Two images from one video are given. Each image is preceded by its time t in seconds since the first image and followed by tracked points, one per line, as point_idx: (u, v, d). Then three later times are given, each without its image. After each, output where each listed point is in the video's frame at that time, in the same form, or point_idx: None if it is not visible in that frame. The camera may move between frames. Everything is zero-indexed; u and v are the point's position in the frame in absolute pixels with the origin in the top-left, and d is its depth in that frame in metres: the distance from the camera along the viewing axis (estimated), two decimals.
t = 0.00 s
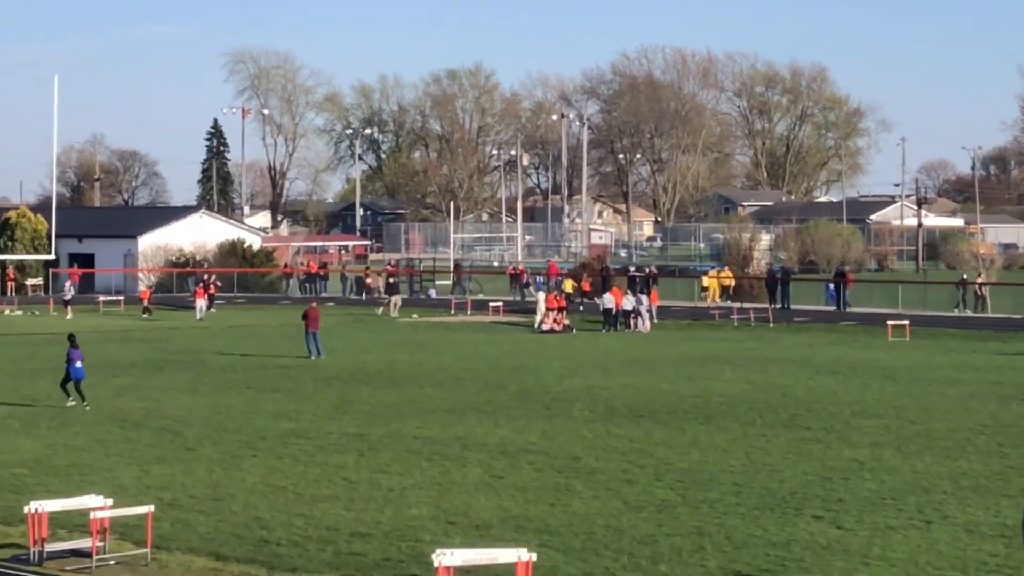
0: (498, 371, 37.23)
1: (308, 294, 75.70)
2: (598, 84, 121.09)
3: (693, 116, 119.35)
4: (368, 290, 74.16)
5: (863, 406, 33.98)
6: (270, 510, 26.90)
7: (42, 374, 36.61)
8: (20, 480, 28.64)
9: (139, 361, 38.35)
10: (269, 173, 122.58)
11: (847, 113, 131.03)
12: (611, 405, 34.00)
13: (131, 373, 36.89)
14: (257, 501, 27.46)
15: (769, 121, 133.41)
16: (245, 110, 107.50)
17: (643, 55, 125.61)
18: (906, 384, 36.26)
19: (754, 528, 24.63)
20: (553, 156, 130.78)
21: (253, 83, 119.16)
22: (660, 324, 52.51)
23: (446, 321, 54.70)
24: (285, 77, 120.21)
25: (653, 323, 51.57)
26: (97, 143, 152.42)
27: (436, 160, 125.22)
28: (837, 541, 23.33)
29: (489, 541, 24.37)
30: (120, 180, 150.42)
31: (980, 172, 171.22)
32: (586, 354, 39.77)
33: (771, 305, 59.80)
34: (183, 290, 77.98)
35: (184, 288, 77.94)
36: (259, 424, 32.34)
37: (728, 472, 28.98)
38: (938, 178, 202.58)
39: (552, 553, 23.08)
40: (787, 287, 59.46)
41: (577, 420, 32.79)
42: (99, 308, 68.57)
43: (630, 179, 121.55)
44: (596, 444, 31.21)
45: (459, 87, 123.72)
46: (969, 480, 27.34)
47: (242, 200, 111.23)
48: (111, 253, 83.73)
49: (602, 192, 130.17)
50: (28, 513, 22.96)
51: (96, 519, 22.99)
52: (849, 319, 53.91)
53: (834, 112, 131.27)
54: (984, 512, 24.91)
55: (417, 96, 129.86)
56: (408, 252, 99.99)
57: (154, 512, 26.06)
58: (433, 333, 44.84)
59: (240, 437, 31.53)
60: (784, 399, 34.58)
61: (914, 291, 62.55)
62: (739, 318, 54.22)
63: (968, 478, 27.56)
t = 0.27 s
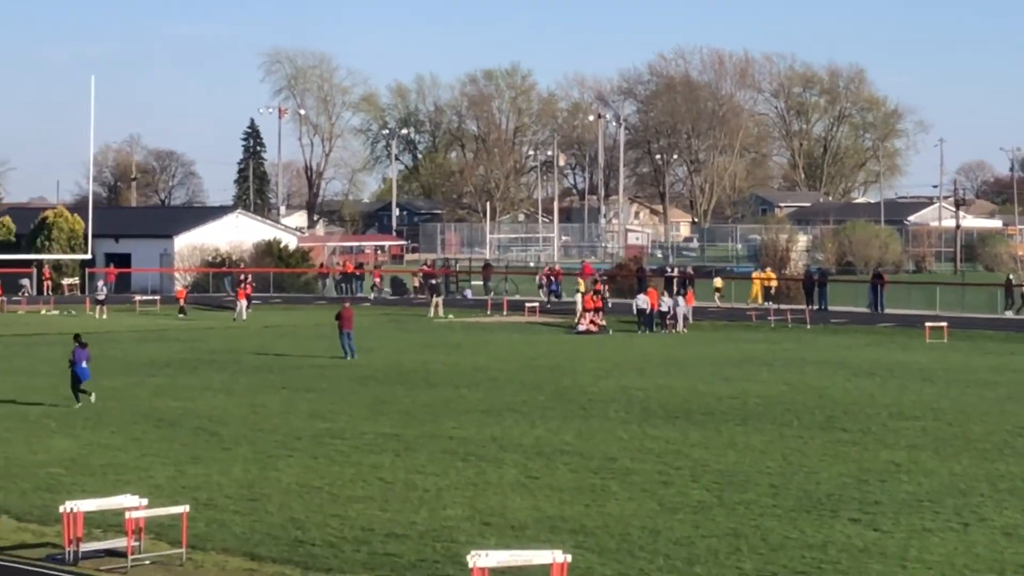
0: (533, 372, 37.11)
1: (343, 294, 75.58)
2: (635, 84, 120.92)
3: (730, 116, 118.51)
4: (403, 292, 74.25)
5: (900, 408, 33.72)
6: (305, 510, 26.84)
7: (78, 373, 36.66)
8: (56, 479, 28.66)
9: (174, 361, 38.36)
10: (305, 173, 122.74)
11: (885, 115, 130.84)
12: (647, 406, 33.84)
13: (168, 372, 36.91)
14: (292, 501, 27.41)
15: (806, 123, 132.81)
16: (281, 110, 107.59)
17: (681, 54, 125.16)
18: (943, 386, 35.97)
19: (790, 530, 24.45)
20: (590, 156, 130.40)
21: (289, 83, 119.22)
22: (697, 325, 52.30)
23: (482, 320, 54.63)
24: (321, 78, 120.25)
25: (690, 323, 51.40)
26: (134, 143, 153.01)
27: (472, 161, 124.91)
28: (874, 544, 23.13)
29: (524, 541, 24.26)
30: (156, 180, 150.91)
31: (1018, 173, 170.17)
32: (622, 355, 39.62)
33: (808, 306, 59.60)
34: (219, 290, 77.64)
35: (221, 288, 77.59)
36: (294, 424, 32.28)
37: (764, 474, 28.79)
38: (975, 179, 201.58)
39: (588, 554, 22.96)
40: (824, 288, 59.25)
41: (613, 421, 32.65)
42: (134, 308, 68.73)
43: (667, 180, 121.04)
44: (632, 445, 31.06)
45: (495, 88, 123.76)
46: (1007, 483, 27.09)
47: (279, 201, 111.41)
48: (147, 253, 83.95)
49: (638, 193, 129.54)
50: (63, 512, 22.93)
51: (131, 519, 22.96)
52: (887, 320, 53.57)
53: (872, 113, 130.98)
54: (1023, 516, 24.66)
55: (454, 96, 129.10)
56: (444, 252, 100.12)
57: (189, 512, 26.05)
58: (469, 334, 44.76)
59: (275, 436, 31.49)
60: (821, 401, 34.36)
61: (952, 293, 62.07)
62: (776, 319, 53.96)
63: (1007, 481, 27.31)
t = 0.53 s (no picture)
0: (569, 379, 37.05)
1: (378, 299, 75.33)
2: (670, 90, 121.06)
3: (766, 122, 118.02)
4: (439, 297, 74.34)
5: (937, 415, 33.53)
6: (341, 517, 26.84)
7: (115, 379, 36.81)
8: (93, 485, 28.75)
9: (211, 367, 38.46)
10: (341, 179, 123.02)
11: (921, 120, 130.39)
12: (682, 413, 33.75)
13: (204, 379, 36.99)
14: (328, 508, 27.42)
15: (842, 129, 132.26)
16: (316, 117, 107.82)
17: (716, 60, 125.01)
18: (980, 394, 35.75)
19: (827, 537, 24.33)
20: (625, 163, 130.08)
21: (324, 90, 119.52)
22: (733, 332, 52.15)
23: (518, 327, 54.63)
24: (357, 85, 120.46)
25: (726, 330, 51.25)
26: (170, 150, 153.51)
27: (507, 167, 124.81)
28: (912, 552, 23.01)
29: (561, 549, 24.20)
30: (192, 187, 151.40)
31: None
32: (657, 362, 39.53)
33: (844, 313, 59.32)
34: (255, 296, 78.69)
35: (257, 293, 78.44)
36: (330, 431, 32.31)
37: (800, 481, 28.66)
38: (1012, 186, 200.56)
39: (624, 561, 22.88)
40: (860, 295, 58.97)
41: (648, 428, 32.56)
42: (171, 314, 69.01)
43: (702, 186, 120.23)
44: (668, 452, 30.97)
45: (531, 94, 123.76)
46: None
47: (314, 207, 111.64)
48: (183, 259, 84.08)
49: (673, 200, 129.30)
50: (101, 518, 22.98)
51: (169, 525, 23.01)
52: (924, 327, 53.28)
53: (908, 119, 130.57)
54: None
55: (488, 102, 129.74)
56: (479, 259, 99.98)
57: (225, 518, 26.08)
58: (504, 340, 44.73)
59: (312, 443, 31.52)
60: (857, 408, 34.20)
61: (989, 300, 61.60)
62: (812, 327, 53.71)
63: None
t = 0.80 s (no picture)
0: (601, 383, 37.03)
1: (410, 305, 75.77)
2: (702, 95, 121.30)
3: (798, 126, 117.70)
4: (471, 301, 74.40)
5: (970, 419, 33.39)
6: (373, 521, 26.87)
7: (148, 384, 36.96)
8: (127, 490, 28.86)
9: (243, 372, 38.56)
10: (372, 184, 123.34)
11: (953, 124, 130.43)
12: (715, 417, 33.69)
13: (237, 384, 37.09)
14: (361, 512, 27.45)
15: (874, 133, 132.03)
16: (348, 122, 108.06)
17: (748, 64, 125.08)
18: (1013, 397, 35.56)
19: (860, 542, 24.24)
20: (656, 167, 130.04)
21: (356, 95, 119.92)
22: (765, 336, 52.04)
23: (550, 332, 54.63)
24: (388, 90, 120.77)
25: (758, 334, 51.13)
26: (202, 155, 153.93)
27: (538, 172, 125.07)
28: (945, 556, 22.92)
29: (594, 553, 24.17)
30: (224, 192, 151.78)
31: None
32: (688, 366, 39.47)
33: (876, 317, 59.13)
34: (286, 301, 78.60)
35: (289, 299, 78.39)
36: (363, 435, 32.37)
37: (834, 485, 28.57)
38: None
39: (657, 565, 22.82)
40: (893, 298, 58.81)
41: (680, 432, 32.53)
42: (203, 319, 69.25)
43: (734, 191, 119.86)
44: (701, 456, 30.91)
45: (561, 99, 123.85)
46: None
47: (346, 212, 111.88)
48: (215, 264, 84.25)
49: (705, 204, 130.20)
50: (135, 522, 23.04)
51: (202, 530, 23.05)
52: (957, 330, 53.07)
53: (940, 123, 130.72)
54: None
55: (519, 107, 129.98)
56: (511, 263, 99.98)
57: (258, 523, 26.14)
58: (536, 345, 44.73)
59: (344, 448, 31.56)
60: (889, 412, 34.07)
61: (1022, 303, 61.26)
62: (844, 331, 53.54)
63: None
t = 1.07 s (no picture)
0: (626, 382, 36.97)
1: (437, 304, 76.03)
2: (727, 93, 121.13)
3: (823, 125, 117.28)
4: (495, 300, 74.25)
5: (997, 417, 33.23)
6: (400, 520, 26.86)
7: (174, 383, 37.02)
8: (153, 489, 28.88)
9: (269, 372, 38.60)
10: (397, 184, 123.39)
11: (979, 122, 129.70)
12: (741, 416, 33.60)
13: (262, 383, 37.13)
14: (386, 511, 27.44)
15: (900, 131, 131.64)
16: (373, 122, 108.10)
17: (772, 63, 124.88)
18: None
19: (887, 540, 24.13)
20: (681, 166, 129.83)
21: (380, 94, 119.94)
22: (792, 335, 51.93)
23: (576, 331, 54.59)
24: (412, 89, 120.76)
25: (784, 332, 51.02)
26: (227, 154, 154.17)
27: (564, 171, 125.38)
28: (973, 555, 22.80)
29: (620, 552, 24.10)
30: (249, 191, 152.01)
31: None
32: (714, 365, 39.39)
33: (902, 316, 58.97)
34: (311, 300, 78.96)
35: (313, 298, 78.71)
36: (388, 434, 32.35)
37: (860, 484, 28.46)
38: None
39: (683, 564, 22.77)
40: (918, 297, 58.73)
41: (707, 431, 32.45)
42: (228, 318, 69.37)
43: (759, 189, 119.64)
44: (727, 455, 30.84)
45: (586, 98, 123.67)
46: None
47: (371, 211, 111.92)
48: (241, 263, 84.34)
49: (731, 203, 129.63)
50: (161, 522, 23.03)
51: (228, 529, 23.05)
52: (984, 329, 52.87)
53: (966, 121, 130.10)
54: None
55: (543, 106, 129.83)
56: (536, 263, 99.94)
57: (284, 522, 26.14)
58: (561, 344, 44.68)
59: (370, 447, 31.56)
60: (916, 411, 33.94)
61: None
62: (870, 329, 53.41)
63: None
